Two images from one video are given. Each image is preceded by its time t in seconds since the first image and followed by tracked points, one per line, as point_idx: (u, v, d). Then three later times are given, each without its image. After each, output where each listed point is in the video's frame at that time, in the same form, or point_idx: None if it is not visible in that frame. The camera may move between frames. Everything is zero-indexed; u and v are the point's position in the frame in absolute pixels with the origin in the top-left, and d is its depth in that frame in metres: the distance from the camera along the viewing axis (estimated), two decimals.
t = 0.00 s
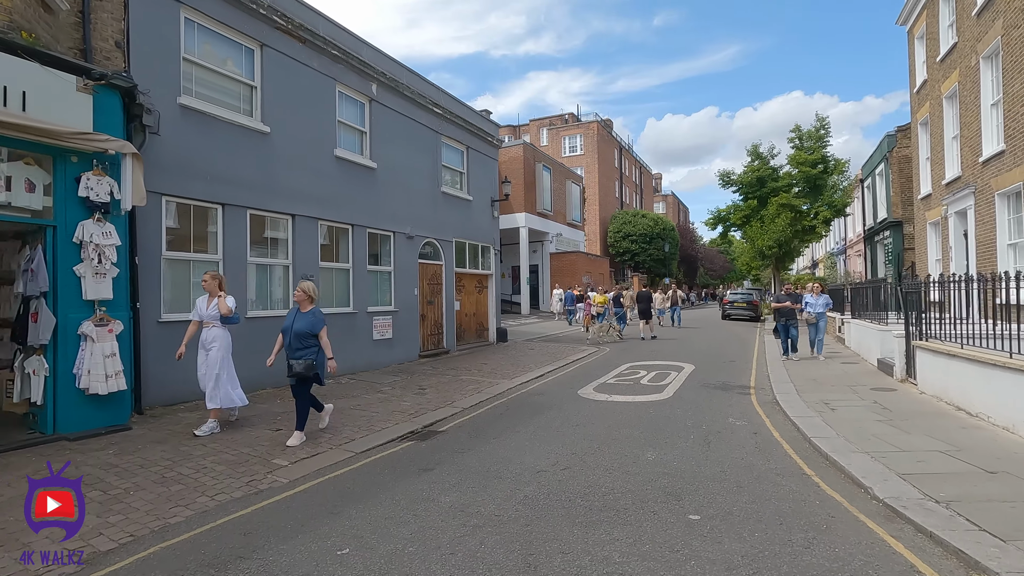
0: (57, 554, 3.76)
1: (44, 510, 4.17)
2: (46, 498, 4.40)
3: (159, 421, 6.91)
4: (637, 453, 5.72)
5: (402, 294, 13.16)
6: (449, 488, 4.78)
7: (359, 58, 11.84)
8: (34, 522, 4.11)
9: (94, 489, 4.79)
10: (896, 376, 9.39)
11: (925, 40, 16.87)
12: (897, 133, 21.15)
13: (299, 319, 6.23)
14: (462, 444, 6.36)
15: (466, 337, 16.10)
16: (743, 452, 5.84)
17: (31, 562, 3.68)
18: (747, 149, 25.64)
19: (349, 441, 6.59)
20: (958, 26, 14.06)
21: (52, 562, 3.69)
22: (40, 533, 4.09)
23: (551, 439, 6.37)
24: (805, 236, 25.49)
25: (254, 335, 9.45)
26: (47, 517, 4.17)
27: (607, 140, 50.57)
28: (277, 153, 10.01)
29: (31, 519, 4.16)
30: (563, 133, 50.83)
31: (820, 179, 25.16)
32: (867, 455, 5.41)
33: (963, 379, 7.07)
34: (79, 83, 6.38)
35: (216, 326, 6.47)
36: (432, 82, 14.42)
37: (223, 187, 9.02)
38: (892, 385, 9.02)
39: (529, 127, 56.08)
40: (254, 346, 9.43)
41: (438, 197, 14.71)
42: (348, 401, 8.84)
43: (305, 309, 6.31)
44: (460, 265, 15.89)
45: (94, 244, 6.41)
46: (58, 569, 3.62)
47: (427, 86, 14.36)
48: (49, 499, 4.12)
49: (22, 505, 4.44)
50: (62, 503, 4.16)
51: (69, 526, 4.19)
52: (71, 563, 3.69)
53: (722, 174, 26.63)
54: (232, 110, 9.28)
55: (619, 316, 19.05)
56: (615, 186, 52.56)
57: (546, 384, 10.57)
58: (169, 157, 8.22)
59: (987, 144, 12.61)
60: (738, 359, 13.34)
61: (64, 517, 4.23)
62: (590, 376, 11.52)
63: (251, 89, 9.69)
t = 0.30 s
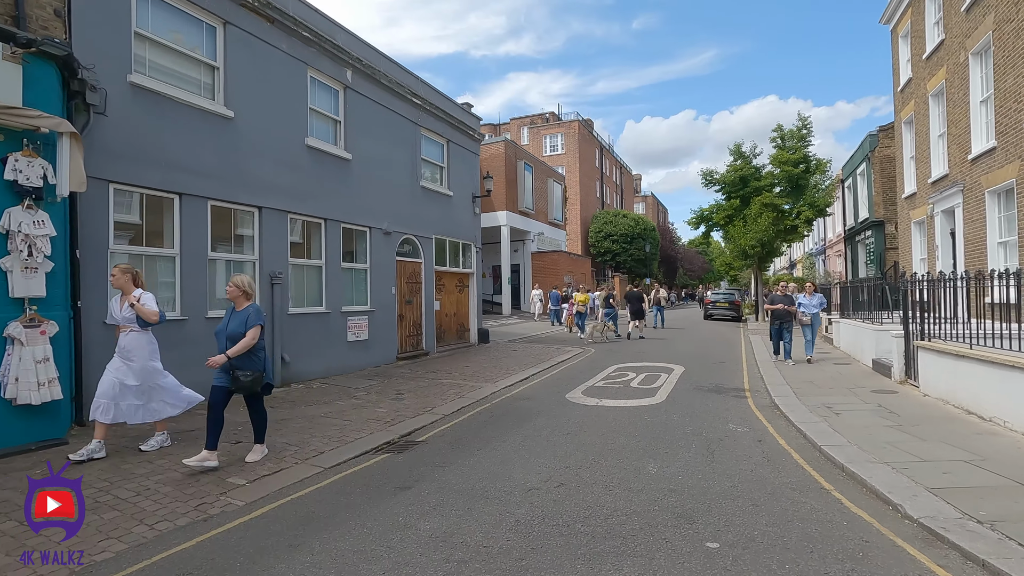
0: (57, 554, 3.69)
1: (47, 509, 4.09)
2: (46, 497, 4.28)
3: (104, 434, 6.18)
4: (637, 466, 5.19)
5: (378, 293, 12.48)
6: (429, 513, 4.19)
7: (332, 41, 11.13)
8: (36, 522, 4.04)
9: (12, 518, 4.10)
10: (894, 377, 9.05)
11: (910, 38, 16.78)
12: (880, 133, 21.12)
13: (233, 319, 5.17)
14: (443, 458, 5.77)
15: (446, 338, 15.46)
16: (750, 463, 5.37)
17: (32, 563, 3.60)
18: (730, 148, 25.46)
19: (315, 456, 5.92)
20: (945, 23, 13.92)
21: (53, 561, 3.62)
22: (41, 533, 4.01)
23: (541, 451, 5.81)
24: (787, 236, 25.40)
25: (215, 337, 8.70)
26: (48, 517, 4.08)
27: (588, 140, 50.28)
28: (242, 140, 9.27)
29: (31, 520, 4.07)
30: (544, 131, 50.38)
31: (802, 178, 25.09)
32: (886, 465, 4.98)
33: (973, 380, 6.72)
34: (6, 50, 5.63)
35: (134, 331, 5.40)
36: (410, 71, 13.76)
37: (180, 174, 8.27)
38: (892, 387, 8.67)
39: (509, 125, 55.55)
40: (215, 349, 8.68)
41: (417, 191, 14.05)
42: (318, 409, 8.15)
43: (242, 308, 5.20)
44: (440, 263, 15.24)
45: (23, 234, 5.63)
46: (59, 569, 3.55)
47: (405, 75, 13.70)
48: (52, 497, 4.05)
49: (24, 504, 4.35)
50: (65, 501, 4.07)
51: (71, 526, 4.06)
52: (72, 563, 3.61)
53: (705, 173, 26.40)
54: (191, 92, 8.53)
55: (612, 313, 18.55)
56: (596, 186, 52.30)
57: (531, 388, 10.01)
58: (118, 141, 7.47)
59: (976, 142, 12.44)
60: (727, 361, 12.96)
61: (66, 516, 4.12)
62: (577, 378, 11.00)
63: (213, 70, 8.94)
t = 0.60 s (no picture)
0: (57, 554, 3.75)
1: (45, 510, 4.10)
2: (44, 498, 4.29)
3: (39, 459, 5.42)
4: (648, 493, 4.63)
5: (355, 295, 11.73)
6: (415, 557, 3.56)
7: (305, 24, 10.36)
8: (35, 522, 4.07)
9: None
10: (899, 383, 8.68)
11: (897, 38, 16.66)
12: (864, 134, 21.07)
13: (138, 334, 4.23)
14: (428, 482, 5.13)
15: (427, 342, 14.76)
16: (769, 486, 4.86)
17: (32, 562, 3.66)
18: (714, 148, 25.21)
19: (279, 483, 5.19)
20: (936, 21, 13.75)
21: (53, 561, 3.67)
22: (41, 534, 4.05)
23: (538, 474, 5.20)
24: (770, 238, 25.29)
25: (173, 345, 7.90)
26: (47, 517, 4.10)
27: (569, 140, 49.93)
28: (205, 128, 8.48)
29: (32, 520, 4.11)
30: (525, 131, 49.84)
31: (786, 179, 25.00)
32: (921, 487, 4.53)
33: (993, 388, 6.35)
34: None
35: (7, 344, 4.55)
36: (390, 61, 13.04)
37: (132, 164, 7.46)
38: (898, 394, 8.29)
39: (490, 124, 54.90)
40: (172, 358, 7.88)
41: (396, 188, 13.32)
42: (288, 423, 7.40)
43: (149, 320, 4.27)
44: (420, 263, 14.53)
45: None
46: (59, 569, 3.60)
47: (384, 64, 12.97)
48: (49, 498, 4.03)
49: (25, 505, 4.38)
50: (65, 501, 4.09)
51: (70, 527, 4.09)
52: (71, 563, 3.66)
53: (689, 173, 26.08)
54: (147, 74, 7.73)
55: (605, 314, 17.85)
56: (577, 187, 51.96)
57: (519, 397, 9.39)
58: (60, 125, 6.66)
59: (970, 142, 12.25)
60: (720, 365, 12.54)
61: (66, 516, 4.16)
62: (567, 386, 10.42)
63: (171, 51, 8.13)
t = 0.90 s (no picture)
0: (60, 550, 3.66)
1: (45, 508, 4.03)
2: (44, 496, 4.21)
3: None
4: (672, 511, 4.15)
5: (337, 294, 11.07)
6: None
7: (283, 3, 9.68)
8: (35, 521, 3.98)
9: None
10: (908, 385, 8.35)
11: (888, 36, 16.53)
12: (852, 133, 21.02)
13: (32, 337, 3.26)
14: (423, 500, 4.58)
15: (412, 343, 14.12)
16: (802, 500, 4.43)
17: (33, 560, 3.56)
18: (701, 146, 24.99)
19: (251, 505, 4.56)
20: (930, 17, 13.60)
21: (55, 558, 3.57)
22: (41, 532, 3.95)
23: (548, 489, 4.69)
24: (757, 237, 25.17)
25: (136, 348, 7.20)
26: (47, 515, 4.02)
27: (553, 139, 49.57)
28: (172, 110, 7.78)
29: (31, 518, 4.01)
30: (508, 129, 49.31)
31: (773, 178, 24.90)
32: (972, 502, 4.13)
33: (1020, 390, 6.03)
34: None
35: None
36: (374, 47, 12.40)
37: (90, 147, 6.76)
38: (910, 396, 7.95)
39: (473, 122, 54.26)
40: (135, 362, 7.18)
41: (380, 181, 12.68)
42: (264, 433, 6.75)
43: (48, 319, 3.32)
44: (405, 261, 13.90)
45: None
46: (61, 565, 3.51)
47: (368, 51, 12.33)
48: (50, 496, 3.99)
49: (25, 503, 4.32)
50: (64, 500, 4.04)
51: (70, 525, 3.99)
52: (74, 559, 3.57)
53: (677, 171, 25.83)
54: (107, 50, 7.04)
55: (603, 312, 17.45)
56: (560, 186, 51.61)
57: (514, 401, 8.85)
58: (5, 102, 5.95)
59: (967, 139, 12.09)
60: (717, 366, 12.17)
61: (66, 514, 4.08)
62: (562, 388, 9.92)
63: (135, 25, 7.43)
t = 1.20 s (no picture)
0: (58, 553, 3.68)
1: (45, 511, 4.12)
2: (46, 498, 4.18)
3: None
4: (699, 541, 3.69)
5: (317, 295, 10.42)
6: None
7: None
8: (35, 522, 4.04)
9: None
10: (917, 390, 8.04)
11: (879, 35, 16.43)
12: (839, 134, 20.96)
13: None
14: (419, 530, 4.05)
15: (396, 347, 13.50)
16: (838, 524, 4.01)
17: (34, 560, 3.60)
18: (689, 145, 24.75)
19: (219, 538, 3.99)
20: (924, 15, 13.43)
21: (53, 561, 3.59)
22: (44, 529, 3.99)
23: (556, 515, 4.19)
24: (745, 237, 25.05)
25: (94, 356, 6.53)
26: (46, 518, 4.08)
27: (537, 139, 49.18)
28: (136, 95, 7.12)
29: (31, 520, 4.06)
30: (492, 128, 48.74)
31: (760, 179, 24.80)
32: None
33: None
34: None
35: None
36: (357, 36, 11.79)
37: (40, 133, 6.08)
38: (921, 401, 7.63)
39: (456, 121, 53.58)
40: (93, 371, 6.51)
41: (363, 176, 12.06)
42: (237, 448, 6.14)
43: None
44: (390, 260, 13.29)
45: None
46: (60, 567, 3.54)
47: (351, 39, 11.71)
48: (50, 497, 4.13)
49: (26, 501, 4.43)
50: (65, 500, 4.20)
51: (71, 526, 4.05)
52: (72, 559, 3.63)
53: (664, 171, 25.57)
54: (62, 26, 6.36)
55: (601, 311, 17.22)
56: (545, 186, 51.20)
57: (508, 409, 8.34)
58: None
59: (964, 137, 11.92)
60: (714, 370, 11.79)
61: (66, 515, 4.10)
62: (556, 394, 9.43)
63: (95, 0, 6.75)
